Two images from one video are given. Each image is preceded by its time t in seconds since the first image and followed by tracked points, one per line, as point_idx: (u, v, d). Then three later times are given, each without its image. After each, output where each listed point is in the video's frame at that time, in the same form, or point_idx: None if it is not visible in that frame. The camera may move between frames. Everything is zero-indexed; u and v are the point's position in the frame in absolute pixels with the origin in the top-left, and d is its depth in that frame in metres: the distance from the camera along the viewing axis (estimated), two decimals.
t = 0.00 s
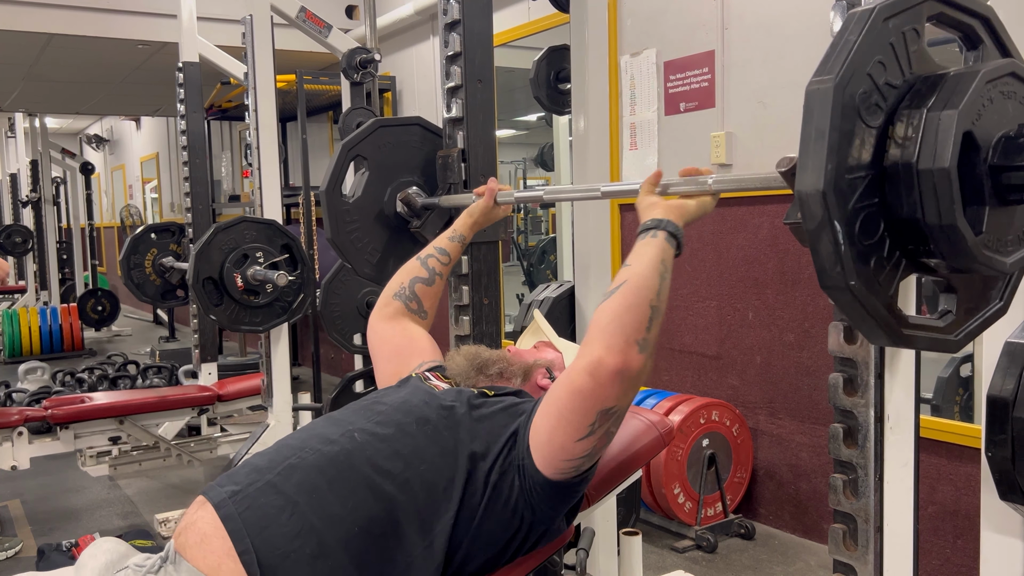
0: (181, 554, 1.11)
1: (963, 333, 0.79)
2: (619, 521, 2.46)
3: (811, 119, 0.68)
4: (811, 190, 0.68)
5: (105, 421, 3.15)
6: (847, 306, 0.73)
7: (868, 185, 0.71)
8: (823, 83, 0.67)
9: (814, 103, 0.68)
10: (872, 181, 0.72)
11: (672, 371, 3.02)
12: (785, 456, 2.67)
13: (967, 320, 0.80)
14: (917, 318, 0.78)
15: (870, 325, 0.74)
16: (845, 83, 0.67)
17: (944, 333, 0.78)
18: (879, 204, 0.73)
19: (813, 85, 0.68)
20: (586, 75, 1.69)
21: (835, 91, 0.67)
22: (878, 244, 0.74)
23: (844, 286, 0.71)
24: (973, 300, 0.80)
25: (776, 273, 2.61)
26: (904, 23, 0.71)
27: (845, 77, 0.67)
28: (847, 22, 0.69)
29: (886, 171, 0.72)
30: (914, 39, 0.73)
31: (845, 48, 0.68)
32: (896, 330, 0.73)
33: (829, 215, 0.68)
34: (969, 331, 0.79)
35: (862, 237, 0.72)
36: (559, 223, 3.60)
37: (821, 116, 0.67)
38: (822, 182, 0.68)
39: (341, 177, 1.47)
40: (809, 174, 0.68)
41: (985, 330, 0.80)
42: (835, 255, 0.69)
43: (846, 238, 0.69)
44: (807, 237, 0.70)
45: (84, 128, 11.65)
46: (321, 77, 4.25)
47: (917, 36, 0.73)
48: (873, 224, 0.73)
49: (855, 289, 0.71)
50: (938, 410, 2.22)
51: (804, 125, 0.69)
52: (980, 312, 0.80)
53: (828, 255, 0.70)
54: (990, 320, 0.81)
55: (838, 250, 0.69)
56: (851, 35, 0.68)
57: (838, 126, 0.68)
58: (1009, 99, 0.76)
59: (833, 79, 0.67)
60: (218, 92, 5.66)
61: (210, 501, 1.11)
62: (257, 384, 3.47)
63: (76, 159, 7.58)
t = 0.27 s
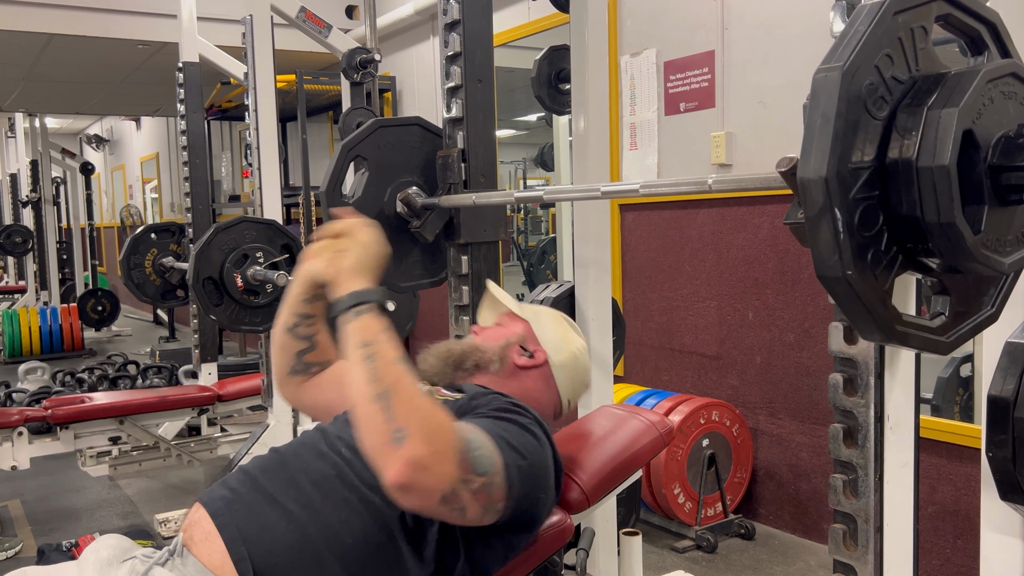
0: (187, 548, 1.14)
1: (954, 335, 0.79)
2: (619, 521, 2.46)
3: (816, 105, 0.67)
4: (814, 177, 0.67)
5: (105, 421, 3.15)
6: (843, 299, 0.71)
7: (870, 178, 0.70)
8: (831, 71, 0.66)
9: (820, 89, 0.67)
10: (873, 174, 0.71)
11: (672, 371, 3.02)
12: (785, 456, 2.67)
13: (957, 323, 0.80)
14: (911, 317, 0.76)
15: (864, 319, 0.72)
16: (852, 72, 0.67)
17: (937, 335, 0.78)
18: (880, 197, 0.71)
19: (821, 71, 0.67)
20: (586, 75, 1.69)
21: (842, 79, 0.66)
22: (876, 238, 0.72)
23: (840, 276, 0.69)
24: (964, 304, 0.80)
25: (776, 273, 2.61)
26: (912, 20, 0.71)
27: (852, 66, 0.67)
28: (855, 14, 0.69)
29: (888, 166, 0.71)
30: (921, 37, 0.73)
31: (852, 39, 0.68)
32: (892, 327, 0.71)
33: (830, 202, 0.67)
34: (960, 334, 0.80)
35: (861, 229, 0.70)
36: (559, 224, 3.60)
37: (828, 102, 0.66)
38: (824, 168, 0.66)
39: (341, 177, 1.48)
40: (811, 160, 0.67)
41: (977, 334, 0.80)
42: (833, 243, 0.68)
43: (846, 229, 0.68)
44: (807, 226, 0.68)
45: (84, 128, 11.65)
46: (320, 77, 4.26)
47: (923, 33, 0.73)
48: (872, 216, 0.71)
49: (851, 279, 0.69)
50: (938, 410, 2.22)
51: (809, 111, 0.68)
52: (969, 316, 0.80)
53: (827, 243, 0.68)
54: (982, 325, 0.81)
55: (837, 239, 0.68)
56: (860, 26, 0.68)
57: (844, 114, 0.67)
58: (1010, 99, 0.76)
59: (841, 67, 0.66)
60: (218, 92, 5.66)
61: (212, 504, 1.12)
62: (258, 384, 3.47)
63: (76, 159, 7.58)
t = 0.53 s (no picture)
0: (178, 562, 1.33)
1: (953, 336, 0.79)
2: (618, 520, 2.45)
3: (816, 102, 0.67)
4: (813, 174, 0.66)
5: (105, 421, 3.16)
6: (840, 297, 0.71)
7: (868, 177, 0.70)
8: (831, 68, 0.66)
9: (819, 87, 0.67)
10: (872, 173, 0.71)
11: (672, 371, 3.02)
12: (785, 456, 2.67)
13: (956, 323, 0.80)
14: (909, 316, 0.76)
15: (862, 317, 0.72)
16: (853, 71, 0.67)
17: (936, 335, 0.78)
18: (878, 195, 0.71)
19: (821, 69, 0.67)
20: (586, 75, 1.69)
21: (842, 77, 0.66)
22: (875, 237, 0.72)
23: (838, 274, 0.69)
24: (963, 304, 0.80)
25: (776, 273, 2.61)
26: (912, 19, 0.71)
27: (852, 64, 0.67)
28: (855, 12, 0.69)
29: (887, 166, 0.71)
30: (921, 37, 0.73)
31: (853, 36, 0.67)
32: (889, 326, 0.71)
33: (828, 199, 0.67)
34: (960, 335, 0.79)
35: (859, 227, 0.70)
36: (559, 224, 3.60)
37: (827, 99, 0.66)
38: (823, 166, 0.66)
39: (341, 177, 1.47)
40: (810, 157, 0.67)
41: (976, 335, 0.80)
42: (831, 240, 0.68)
43: (844, 226, 0.68)
44: (805, 224, 0.68)
45: (84, 128, 11.65)
46: (321, 77, 4.26)
47: (924, 33, 0.73)
48: (871, 214, 0.71)
49: (848, 277, 0.69)
50: (938, 410, 2.23)
51: (808, 108, 0.68)
52: (968, 317, 0.80)
53: (824, 239, 0.68)
54: (980, 326, 0.81)
55: (834, 236, 0.68)
56: (860, 24, 0.68)
57: (844, 112, 0.67)
58: (1010, 99, 0.76)
59: (841, 65, 0.66)
60: (218, 92, 5.66)
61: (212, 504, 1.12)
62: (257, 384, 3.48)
63: (76, 159, 7.58)
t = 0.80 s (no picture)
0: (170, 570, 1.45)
1: (953, 336, 0.79)
2: (618, 520, 2.46)
3: (818, 102, 0.67)
4: (815, 174, 0.66)
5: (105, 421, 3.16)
6: (844, 298, 0.71)
7: (870, 176, 0.70)
8: (833, 69, 0.66)
9: (822, 87, 0.67)
10: (874, 173, 0.71)
11: (672, 371, 3.02)
12: (785, 456, 2.67)
13: (956, 323, 0.80)
14: (911, 316, 0.76)
15: (865, 318, 0.72)
16: (855, 71, 0.67)
17: (936, 335, 0.78)
18: (881, 196, 0.71)
19: (823, 70, 0.67)
20: (586, 75, 1.69)
21: (844, 77, 0.66)
22: (877, 237, 0.72)
23: (841, 275, 0.69)
24: (963, 304, 0.80)
25: (776, 273, 2.61)
26: (913, 19, 0.71)
27: (854, 64, 0.67)
28: (856, 13, 0.69)
29: (888, 166, 0.71)
30: (922, 38, 0.73)
31: (854, 37, 0.68)
32: (891, 327, 0.71)
33: (831, 200, 0.67)
34: (959, 334, 0.79)
35: (861, 228, 0.70)
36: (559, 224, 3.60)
37: (829, 99, 0.66)
38: (826, 166, 0.66)
39: (341, 177, 1.47)
40: (813, 159, 0.67)
41: (976, 335, 0.80)
42: (834, 241, 0.68)
43: (847, 226, 0.68)
44: (808, 224, 0.68)
45: (84, 128, 11.65)
46: (321, 77, 4.26)
47: (924, 34, 0.73)
48: (873, 215, 0.71)
49: (852, 278, 0.69)
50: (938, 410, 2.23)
51: (810, 108, 0.68)
52: (968, 317, 0.80)
53: (828, 241, 0.68)
54: (980, 325, 0.81)
55: (837, 237, 0.68)
56: (861, 25, 0.68)
57: (846, 113, 0.67)
58: (1010, 99, 0.76)
59: (843, 65, 0.66)
60: (218, 92, 5.66)
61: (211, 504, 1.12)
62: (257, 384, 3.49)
63: (76, 159, 7.58)
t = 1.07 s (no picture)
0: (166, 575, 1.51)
1: (953, 336, 0.79)
2: (618, 520, 2.46)
3: (817, 102, 0.67)
4: (814, 174, 0.66)
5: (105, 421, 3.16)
6: (842, 297, 0.71)
7: (869, 176, 0.70)
8: (831, 69, 0.66)
9: (820, 87, 0.67)
10: (873, 173, 0.71)
11: (672, 371, 3.02)
12: (785, 456, 2.67)
13: (956, 323, 0.80)
14: (910, 316, 0.76)
15: (864, 318, 0.72)
16: (853, 71, 0.67)
17: (936, 335, 0.78)
18: (880, 196, 0.71)
19: (822, 69, 0.67)
20: (586, 75, 1.69)
21: (843, 77, 0.66)
22: (876, 237, 0.72)
23: (839, 275, 0.69)
24: (964, 304, 0.80)
25: (776, 272, 2.61)
26: (913, 19, 0.71)
27: (853, 64, 0.66)
28: (856, 13, 0.69)
29: (888, 166, 0.71)
30: (921, 38, 0.73)
31: (853, 36, 0.67)
32: (890, 327, 0.71)
33: (829, 200, 0.67)
34: (960, 334, 0.79)
35: (860, 227, 0.70)
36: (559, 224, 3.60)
37: (828, 99, 0.66)
38: (824, 166, 0.66)
39: (341, 177, 1.47)
40: (811, 158, 0.67)
41: (976, 335, 0.80)
42: (832, 241, 0.68)
43: (845, 226, 0.68)
44: (806, 224, 0.68)
45: (83, 129, 11.65)
46: (321, 77, 4.25)
47: (923, 34, 0.73)
48: (872, 215, 0.71)
49: (850, 277, 0.69)
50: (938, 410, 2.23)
51: (809, 108, 0.68)
52: (968, 317, 0.80)
53: (826, 240, 0.68)
54: (980, 326, 0.81)
55: (835, 236, 0.68)
56: (860, 24, 0.68)
57: (844, 113, 0.67)
58: (1010, 99, 0.76)
59: (842, 65, 0.66)
60: (218, 92, 5.66)
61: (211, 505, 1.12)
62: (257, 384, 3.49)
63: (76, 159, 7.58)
